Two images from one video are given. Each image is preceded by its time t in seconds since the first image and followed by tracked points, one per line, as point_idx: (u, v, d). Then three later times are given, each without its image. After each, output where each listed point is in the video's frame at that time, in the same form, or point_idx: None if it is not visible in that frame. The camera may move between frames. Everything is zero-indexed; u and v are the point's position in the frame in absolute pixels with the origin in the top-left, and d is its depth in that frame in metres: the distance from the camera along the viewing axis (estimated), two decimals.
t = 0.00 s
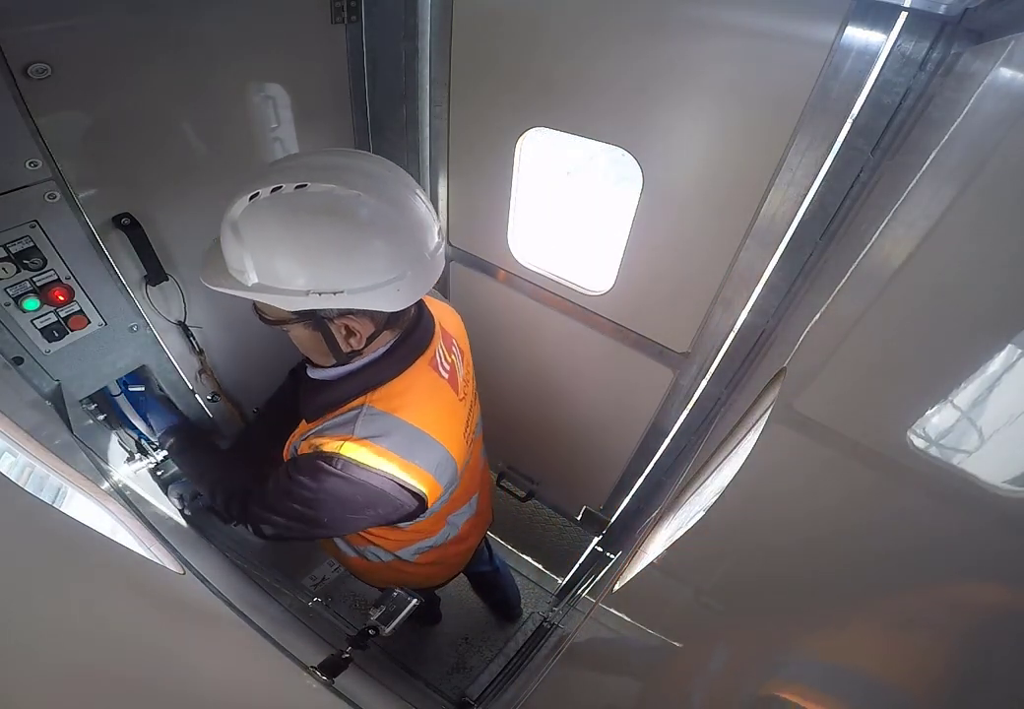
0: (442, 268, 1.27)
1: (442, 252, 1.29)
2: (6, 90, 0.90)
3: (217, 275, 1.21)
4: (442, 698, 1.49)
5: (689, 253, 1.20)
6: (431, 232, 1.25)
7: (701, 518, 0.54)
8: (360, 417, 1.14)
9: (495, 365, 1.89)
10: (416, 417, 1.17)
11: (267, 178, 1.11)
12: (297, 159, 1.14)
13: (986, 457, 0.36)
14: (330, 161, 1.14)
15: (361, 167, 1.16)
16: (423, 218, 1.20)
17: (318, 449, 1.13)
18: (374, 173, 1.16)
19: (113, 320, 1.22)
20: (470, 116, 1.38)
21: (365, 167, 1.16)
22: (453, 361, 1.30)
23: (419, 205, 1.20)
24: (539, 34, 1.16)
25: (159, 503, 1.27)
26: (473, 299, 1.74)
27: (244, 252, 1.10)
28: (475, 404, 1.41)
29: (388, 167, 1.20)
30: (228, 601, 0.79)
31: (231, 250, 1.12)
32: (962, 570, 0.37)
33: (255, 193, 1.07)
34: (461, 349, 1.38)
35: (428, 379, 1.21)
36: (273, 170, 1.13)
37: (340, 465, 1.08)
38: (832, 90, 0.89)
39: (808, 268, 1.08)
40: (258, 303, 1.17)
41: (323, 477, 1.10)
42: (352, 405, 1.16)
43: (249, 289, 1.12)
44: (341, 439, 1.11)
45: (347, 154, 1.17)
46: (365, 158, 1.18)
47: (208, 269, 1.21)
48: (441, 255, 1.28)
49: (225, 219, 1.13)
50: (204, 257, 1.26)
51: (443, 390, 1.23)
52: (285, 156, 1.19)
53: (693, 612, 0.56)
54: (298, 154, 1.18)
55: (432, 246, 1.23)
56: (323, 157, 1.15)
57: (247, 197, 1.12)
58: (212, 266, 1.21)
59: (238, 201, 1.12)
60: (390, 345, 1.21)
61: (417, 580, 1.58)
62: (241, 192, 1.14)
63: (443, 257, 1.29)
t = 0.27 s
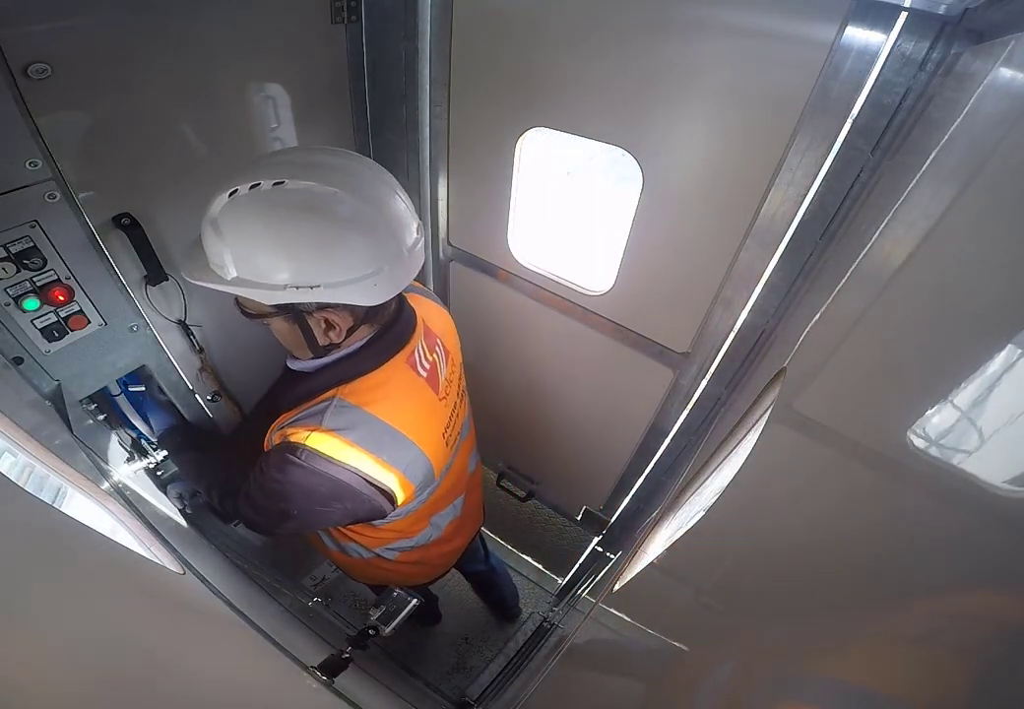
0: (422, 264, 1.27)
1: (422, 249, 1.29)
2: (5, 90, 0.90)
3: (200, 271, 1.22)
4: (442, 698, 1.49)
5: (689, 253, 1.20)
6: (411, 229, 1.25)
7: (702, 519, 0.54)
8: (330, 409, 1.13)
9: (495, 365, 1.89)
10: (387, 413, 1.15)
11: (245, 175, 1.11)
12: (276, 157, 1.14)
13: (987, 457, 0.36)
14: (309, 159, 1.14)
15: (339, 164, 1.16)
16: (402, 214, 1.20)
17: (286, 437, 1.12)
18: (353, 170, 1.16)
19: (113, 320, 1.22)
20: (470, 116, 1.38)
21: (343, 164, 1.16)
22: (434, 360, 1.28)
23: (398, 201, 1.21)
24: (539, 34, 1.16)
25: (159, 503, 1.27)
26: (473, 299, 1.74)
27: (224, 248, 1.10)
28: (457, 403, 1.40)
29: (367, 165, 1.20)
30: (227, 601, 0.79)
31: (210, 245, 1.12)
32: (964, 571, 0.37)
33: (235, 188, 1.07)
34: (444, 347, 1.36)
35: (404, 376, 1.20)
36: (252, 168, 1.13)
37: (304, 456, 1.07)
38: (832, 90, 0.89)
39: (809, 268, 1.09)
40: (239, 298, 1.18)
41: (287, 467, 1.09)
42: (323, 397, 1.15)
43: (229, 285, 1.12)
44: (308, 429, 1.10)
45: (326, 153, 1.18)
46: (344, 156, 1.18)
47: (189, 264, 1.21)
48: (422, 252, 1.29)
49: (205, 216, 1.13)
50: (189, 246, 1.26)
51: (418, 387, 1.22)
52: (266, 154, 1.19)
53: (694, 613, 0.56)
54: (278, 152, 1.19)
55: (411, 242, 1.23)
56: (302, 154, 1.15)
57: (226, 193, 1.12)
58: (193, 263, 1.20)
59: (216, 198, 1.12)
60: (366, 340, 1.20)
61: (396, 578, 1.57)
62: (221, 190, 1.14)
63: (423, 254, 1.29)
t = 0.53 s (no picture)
0: (404, 255, 1.28)
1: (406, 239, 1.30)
2: (6, 90, 0.90)
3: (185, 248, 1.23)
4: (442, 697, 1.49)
5: (689, 253, 1.20)
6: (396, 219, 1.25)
7: (704, 520, 0.54)
8: (302, 394, 1.12)
9: (495, 365, 1.88)
10: (360, 402, 1.14)
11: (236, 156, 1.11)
12: (267, 141, 1.15)
13: (987, 458, 0.35)
14: (301, 144, 1.15)
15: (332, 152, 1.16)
16: (388, 205, 1.21)
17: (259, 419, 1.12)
18: (344, 158, 1.17)
19: (113, 320, 1.22)
20: (470, 116, 1.38)
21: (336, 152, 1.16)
22: (416, 354, 1.26)
23: (386, 191, 1.21)
24: (539, 34, 1.16)
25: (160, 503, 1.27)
26: (473, 299, 1.74)
27: (211, 226, 1.10)
28: (442, 400, 1.38)
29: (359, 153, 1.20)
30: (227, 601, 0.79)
31: (196, 222, 1.12)
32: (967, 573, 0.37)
33: (225, 170, 1.08)
34: (430, 343, 1.34)
35: (382, 368, 1.18)
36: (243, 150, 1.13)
37: (270, 438, 1.06)
38: (832, 90, 0.89)
39: (808, 268, 1.09)
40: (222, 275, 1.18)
41: (253, 449, 1.08)
42: (298, 382, 1.15)
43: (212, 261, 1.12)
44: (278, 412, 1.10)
45: (318, 139, 1.18)
46: (336, 144, 1.19)
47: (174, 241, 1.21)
48: (405, 243, 1.29)
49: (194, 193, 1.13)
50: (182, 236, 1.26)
51: (397, 379, 1.20)
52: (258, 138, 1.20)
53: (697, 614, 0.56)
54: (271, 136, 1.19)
55: (395, 232, 1.24)
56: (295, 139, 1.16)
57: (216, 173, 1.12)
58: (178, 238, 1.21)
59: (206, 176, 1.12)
60: (345, 329, 1.19)
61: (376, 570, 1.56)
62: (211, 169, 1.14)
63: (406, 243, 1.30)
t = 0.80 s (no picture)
0: (412, 252, 1.26)
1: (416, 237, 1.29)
2: (6, 90, 0.90)
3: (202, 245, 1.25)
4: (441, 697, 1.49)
5: (689, 253, 1.20)
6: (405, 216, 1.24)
7: (705, 520, 0.54)
8: (301, 390, 1.12)
9: (495, 365, 1.89)
10: (356, 403, 1.13)
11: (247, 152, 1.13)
12: (277, 138, 1.16)
13: (986, 458, 0.35)
14: (309, 140, 1.15)
15: (340, 148, 1.16)
16: (395, 201, 1.20)
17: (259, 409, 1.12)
18: (352, 155, 1.17)
19: (113, 320, 1.22)
20: (470, 116, 1.38)
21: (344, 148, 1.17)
22: (422, 359, 1.24)
23: (394, 188, 1.21)
24: (539, 34, 1.16)
25: (161, 502, 1.27)
26: (473, 299, 1.74)
27: (218, 219, 1.11)
28: (447, 404, 1.36)
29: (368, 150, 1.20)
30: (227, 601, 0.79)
31: (207, 217, 1.13)
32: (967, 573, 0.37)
33: (235, 164, 1.09)
34: (438, 346, 1.31)
35: (384, 370, 1.17)
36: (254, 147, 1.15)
37: (264, 431, 1.07)
38: (832, 90, 0.89)
39: (808, 267, 1.08)
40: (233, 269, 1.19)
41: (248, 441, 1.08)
42: (298, 377, 1.14)
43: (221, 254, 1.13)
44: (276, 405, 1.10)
45: (328, 136, 1.18)
46: (345, 141, 1.19)
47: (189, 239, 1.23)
48: (414, 240, 1.28)
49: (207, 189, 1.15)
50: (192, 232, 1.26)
51: (397, 383, 1.18)
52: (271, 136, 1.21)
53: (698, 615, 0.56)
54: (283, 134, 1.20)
55: (404, 229, 1.23)
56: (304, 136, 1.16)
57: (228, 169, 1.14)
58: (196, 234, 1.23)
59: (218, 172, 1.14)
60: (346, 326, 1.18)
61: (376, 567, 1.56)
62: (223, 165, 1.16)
63: (416, 242, 1.28)
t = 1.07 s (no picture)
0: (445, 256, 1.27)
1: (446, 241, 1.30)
2: (6, 90, 0.90)
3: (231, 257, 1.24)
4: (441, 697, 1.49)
5: (689, 253, 1.20)
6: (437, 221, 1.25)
7: (704, 520, 0.54)
8: (345, 394, 1.13)
9: (495, 365, 1.88)
10: (401, 401, 1.15)
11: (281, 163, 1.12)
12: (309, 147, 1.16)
13: (986, 458, 0.35)
14: (342, 149, 1.15)
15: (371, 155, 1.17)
16: (428, 206, 1.21)
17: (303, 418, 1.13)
18: (383, 162, 1.17)
19: (113, 320, 1.22)
20: (470, 116, 1.38)
21: (376, 156, 1.17)
22: (454, 354, 1.26)
23: (425, 194, 1.21)
24: (539, 34, 1.16)
25: (161, 502, 1.27)
26: (473, 299, 1.74)
27: (259, 232, 1.11)
28: (479, 401, 1.38)
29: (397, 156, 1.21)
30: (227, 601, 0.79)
31: (244, 230, 1.13)
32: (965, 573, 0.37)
33: (272, 176, 1.09)
34: (467, 344, 1.34)
35: (421, 369, 1.19)
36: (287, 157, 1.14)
37: (314, 438, 1.08)
38: (832, 90, 0.89)
39: (808, 268, 1.08)
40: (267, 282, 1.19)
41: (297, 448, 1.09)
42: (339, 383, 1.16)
43: (261, 268, 1.13)
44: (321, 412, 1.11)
45: (358, 144, 1.19)
46: (375, 148, 1.19)
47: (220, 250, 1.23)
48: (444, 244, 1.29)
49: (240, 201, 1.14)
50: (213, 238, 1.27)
51: (437, 380, 1.20)
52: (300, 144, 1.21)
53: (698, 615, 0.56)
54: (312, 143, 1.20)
55: (436, 234, 1.24)
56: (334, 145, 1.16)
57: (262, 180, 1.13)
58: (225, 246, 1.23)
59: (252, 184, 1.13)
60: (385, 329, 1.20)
61: (408, 572, 1.57)
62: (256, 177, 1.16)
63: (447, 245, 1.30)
